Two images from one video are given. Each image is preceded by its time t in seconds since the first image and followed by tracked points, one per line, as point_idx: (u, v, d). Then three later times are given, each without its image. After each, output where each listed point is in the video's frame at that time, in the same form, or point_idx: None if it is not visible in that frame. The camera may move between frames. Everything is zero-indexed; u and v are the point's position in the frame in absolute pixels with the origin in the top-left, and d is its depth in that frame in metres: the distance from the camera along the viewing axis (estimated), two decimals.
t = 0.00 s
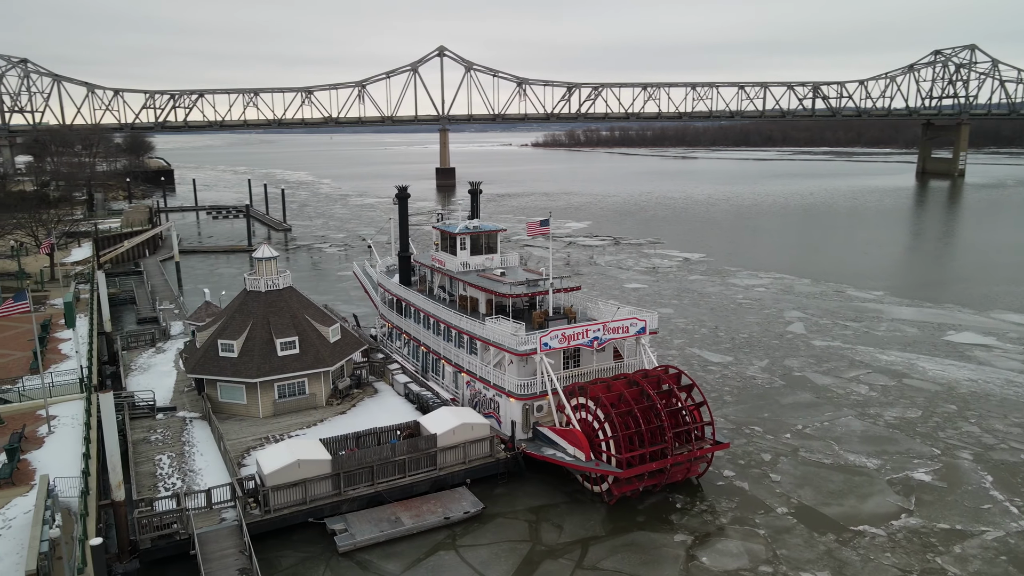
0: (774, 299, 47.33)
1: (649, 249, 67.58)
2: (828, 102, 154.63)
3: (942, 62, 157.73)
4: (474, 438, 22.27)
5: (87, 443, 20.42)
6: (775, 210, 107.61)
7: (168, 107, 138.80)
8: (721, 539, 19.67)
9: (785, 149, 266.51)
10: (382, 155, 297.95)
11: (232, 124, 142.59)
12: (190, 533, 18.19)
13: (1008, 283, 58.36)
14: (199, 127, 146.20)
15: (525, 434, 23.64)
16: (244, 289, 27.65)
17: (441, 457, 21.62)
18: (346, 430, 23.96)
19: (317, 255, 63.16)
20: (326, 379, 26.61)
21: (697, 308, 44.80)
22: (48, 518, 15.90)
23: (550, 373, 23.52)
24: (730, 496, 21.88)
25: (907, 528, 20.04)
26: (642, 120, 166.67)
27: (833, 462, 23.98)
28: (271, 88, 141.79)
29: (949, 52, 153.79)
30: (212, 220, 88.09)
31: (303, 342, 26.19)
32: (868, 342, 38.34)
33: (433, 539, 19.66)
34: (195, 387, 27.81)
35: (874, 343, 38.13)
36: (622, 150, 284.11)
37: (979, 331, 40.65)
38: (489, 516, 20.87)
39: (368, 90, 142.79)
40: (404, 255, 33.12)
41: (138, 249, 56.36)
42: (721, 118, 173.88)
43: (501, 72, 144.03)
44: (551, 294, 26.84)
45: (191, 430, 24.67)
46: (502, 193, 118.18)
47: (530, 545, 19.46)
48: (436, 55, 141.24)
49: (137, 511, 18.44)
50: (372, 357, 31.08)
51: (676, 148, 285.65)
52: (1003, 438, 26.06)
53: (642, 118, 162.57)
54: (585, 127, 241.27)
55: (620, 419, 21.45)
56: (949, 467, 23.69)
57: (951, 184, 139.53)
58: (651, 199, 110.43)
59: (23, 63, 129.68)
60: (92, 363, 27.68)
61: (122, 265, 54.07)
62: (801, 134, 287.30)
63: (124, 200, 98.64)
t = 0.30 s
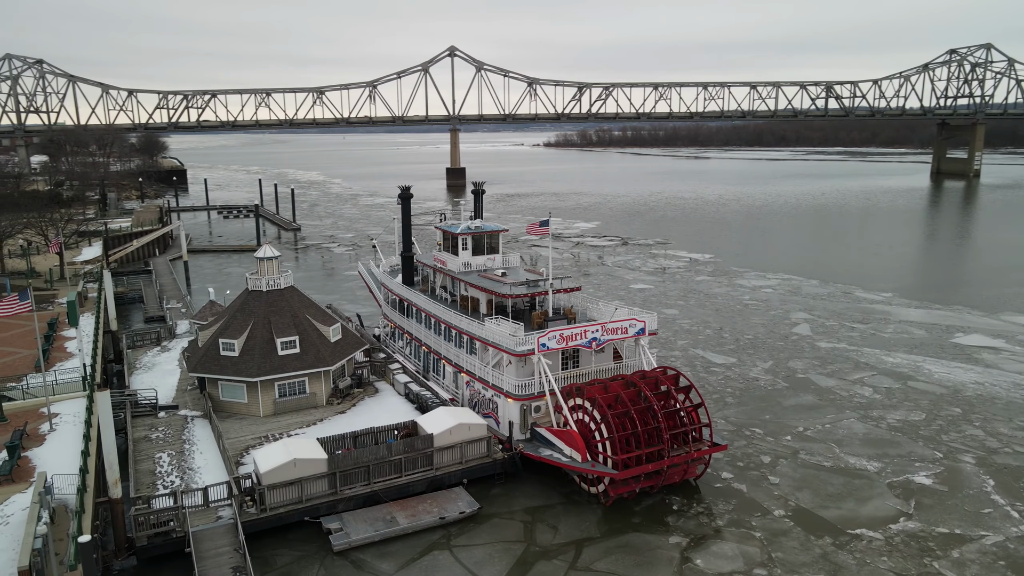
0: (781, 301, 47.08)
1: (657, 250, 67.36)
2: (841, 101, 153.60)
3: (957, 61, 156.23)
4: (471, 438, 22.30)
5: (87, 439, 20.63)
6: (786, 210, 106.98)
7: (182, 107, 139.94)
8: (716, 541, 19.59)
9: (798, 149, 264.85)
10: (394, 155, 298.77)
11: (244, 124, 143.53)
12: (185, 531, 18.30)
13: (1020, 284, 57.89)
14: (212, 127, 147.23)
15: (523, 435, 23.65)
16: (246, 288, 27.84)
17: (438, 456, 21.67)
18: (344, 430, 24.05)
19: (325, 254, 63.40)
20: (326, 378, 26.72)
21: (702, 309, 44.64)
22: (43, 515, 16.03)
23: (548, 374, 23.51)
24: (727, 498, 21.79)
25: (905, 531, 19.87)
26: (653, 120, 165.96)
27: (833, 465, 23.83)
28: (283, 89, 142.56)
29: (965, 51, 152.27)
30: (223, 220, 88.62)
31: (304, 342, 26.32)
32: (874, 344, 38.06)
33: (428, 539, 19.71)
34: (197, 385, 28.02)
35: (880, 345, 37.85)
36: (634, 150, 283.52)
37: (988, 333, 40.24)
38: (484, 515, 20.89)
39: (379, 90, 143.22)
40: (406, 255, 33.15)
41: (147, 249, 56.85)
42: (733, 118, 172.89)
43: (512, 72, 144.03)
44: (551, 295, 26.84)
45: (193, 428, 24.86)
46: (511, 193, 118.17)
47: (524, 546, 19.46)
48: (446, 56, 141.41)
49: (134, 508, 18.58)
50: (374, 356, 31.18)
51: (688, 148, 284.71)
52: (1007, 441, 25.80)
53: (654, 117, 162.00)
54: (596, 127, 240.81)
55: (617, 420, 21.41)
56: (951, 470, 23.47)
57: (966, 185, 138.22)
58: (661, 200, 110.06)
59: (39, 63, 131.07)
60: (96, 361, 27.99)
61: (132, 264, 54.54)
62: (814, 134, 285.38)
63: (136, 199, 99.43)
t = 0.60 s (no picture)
0: (787, 302, 46.80)
1: (665, 250, 67.12)
2: (854, 101, 152.51)
3: (972, 60, 154.68)
4: (468, 438, 22.32)
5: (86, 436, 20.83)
6: (797, 211, 106.37)
7: (194, 107, 140.90)
8: (711, 543, 19.51)
9: (811, 150, 263.19)
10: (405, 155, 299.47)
11: (256, 124, 144.34)
12: (180, 529, 18.43)
13: None
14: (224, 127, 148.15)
15: (521, 435, 23.64)
16: (248, 288, 28.00)
17: (434, 456, 21.70)
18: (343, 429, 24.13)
19: (333, 254, 63.65)
20: (327, 378, 26.82)
21: (707, 310, 44.46)
22: (38, 512, 16.19)
23: (546, 375, 23.49)
24: (724, 500, 21.70)
25: (902, 535, 19.72)
26: (664, 120, 165.36)
27: (833, 467, 23.67)
28: (295, 89, 143.27)
29: (980, 50, 150.71)
30: (233, 220, 89.15)
31: (304, 341, 26.44)
32: (880, 346, 37.78)
33: (422, 539, 19.75)
34: (199, 384, 28.18)
35: (886, 347, 37.55)
36: (646, 150, 282.75)
37: (996, 335, 39.85)
38: (480, 516, 20.91)
39: (390, 90, 143.60)
40: (409, 255, 33.23)
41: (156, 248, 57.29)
42: (745, 118, 171.98)
43: (522, 72, 144.02)
44: (550, 295, 26.83)
45: (194, 426, 25.04)
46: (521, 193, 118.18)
47: (519, 546, 19.47)
48: (457, 56, 141.55)
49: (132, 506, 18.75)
50: (376, 356, 31.28)
51: (700, 148, 283.64)
52: (1010, 445, 25.54)
53: (665, 117, 161.48)
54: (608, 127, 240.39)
55: (613, 421, 21.38)
56: (952, 474, 23.27)
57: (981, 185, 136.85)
58: (671, 200, 109.72)
59: (54, 64, 132.32)
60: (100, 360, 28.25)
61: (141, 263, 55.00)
62: (828, 133, 283.47)
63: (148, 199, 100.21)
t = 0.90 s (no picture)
0: (794, 303, 46.50)
1: (673, 251, 66.85)
2: (868, 101, 151.26)
3: (988, 60, 152.95)
4: (466, 437, 22.35)
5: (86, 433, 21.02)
6: (807, 211, 105.73)
7: (207, 107, 141.80)
8: (707, 544, 19.45)
9: (825, 150, 261.37)
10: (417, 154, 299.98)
11: (268, 124, 145.06)
12: (177, 526, 18.56)
13: None
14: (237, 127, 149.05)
15: (520, 436, 23.66)
16: (250, 287, 28.13)
17: (432, 455, 21.72)
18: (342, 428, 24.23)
19: (341, 254, 63.87)
20: (328, 377, 26.93)
21: (712, 310, 44.23)
22: (35, 508, 16.34)
23: (544, 375, 23.47)
24: (722, 502, 21.59)
25: (900, 539, 19.58)
26: (676, 120, 164.65)
27: (833, 470, 23.53)
28: (307, 89, 143.88)
29: (996, 50, 149.01)
30: (243, 219, 89.61)
31: (305, 340, 26.61)
32: (886, 348, 37.47)
33: (418, 538, 19.79)
34: (201, 382, 28.36)
35: (892, 349, 37.24)
36: (658, 150, 282.12)
37: (1005, 338, 39.41)
38: (476, 515, 20.94)
39: (400, 90, 143.87)
40: (411, 254, 33.26)
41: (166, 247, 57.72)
42: (757, 118, 170.97)
43: (533, 72, 143.92)
44: (550, 295, 26.83)
45: (195, 424, 25.23)
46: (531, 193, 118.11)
47: (513, 546, 19.50)
48: (467, 56, 141.63)
49: (130, 502, 18.92)
50: (377, 356, 31.38)
51: (713, 148, 282.35)
52: (1015, 449, 25.25)
53: (676, 117, 160.82)
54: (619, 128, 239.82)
55: (610, 422, 21.34)
56: (954, 477, 23.04)
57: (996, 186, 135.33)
58: (681, 201, 109.36)
59: (69, 65, 133.65)
60: (104, 359, 28.52)
61: (151, 262, 55.46)
62: (842, 133, 281.35)
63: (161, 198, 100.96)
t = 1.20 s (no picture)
0: (801, 304, 46.21)
1: (681, 251, 66.62)
2: (881, 101, 150.03)
3: (1005, 59, 151.28)
4: (463, 438, 22.39)
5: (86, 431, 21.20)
6: (819, 212, 104.98)
7: (219, 107, 142.71)
8: (703, 547, 19.38)
9: (839, 150, 259.56)
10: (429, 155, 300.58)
11: (280, 124, 145.79)
12: (175, 523, 18.70)
13: None
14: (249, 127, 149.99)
15: (518, 436, 23.66)
16: (253, 286, 28.34)
17: (429, 455, 21.77)
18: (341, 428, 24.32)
19: (349, 253, 64.08)
20: (329, 376, 27.03)
21: (718, 311, 44.05)
22: (33, 505, 16.46)
23: (542, 376, 23.46)
24: (719, 504, 21.51)
25: (899, 542, 19.43)
26: (687, 120, 163.95)
27: (833, 472, 23.37)
28: (318, 89, 144.56)
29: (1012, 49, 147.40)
30: (254, 219, 90.12)
31: (306, 339, 26.74)
32: (893, 350, 37.17)
33: (414, 537, 19.84)
34: (204, 380, 28.57)
35: (899, 351, 36.93)
36: (670, 150, 281.17)
37: (1014, 340, 38.97)
38: (473, 515, 20.96)
39: (411, 90, 144.21)
40: (414, 255, 33.30)
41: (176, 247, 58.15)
42: (769, 118, 169.92)
43: (544, 72, 143.88)
44: (550, 295, 26.84)
45: (196, 422, 25.41)
46: (541, 193, 118.05)
47: (508, 547, 19.50)
48: (478, 56, 141.76)
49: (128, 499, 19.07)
50: (380, 355, 31.45)
51: (725, 148, 281.21)
52: (1020, 452, 24.99)
53: (688, 117, 160.16)
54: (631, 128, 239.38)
55: (607, 423, 21.30)
56: (955, 481, 22.85)
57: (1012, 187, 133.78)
58: (692, 201, 108.97)
59: (84, 66, 134.94)
60: (109, 357, 28.77)
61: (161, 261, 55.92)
62: (857, 132, 279.13)
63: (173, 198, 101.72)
